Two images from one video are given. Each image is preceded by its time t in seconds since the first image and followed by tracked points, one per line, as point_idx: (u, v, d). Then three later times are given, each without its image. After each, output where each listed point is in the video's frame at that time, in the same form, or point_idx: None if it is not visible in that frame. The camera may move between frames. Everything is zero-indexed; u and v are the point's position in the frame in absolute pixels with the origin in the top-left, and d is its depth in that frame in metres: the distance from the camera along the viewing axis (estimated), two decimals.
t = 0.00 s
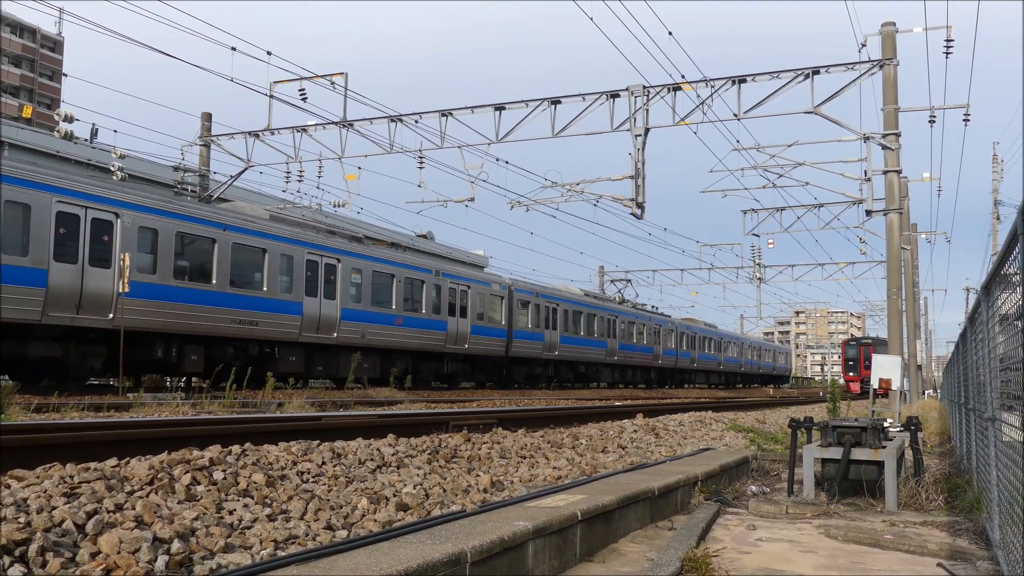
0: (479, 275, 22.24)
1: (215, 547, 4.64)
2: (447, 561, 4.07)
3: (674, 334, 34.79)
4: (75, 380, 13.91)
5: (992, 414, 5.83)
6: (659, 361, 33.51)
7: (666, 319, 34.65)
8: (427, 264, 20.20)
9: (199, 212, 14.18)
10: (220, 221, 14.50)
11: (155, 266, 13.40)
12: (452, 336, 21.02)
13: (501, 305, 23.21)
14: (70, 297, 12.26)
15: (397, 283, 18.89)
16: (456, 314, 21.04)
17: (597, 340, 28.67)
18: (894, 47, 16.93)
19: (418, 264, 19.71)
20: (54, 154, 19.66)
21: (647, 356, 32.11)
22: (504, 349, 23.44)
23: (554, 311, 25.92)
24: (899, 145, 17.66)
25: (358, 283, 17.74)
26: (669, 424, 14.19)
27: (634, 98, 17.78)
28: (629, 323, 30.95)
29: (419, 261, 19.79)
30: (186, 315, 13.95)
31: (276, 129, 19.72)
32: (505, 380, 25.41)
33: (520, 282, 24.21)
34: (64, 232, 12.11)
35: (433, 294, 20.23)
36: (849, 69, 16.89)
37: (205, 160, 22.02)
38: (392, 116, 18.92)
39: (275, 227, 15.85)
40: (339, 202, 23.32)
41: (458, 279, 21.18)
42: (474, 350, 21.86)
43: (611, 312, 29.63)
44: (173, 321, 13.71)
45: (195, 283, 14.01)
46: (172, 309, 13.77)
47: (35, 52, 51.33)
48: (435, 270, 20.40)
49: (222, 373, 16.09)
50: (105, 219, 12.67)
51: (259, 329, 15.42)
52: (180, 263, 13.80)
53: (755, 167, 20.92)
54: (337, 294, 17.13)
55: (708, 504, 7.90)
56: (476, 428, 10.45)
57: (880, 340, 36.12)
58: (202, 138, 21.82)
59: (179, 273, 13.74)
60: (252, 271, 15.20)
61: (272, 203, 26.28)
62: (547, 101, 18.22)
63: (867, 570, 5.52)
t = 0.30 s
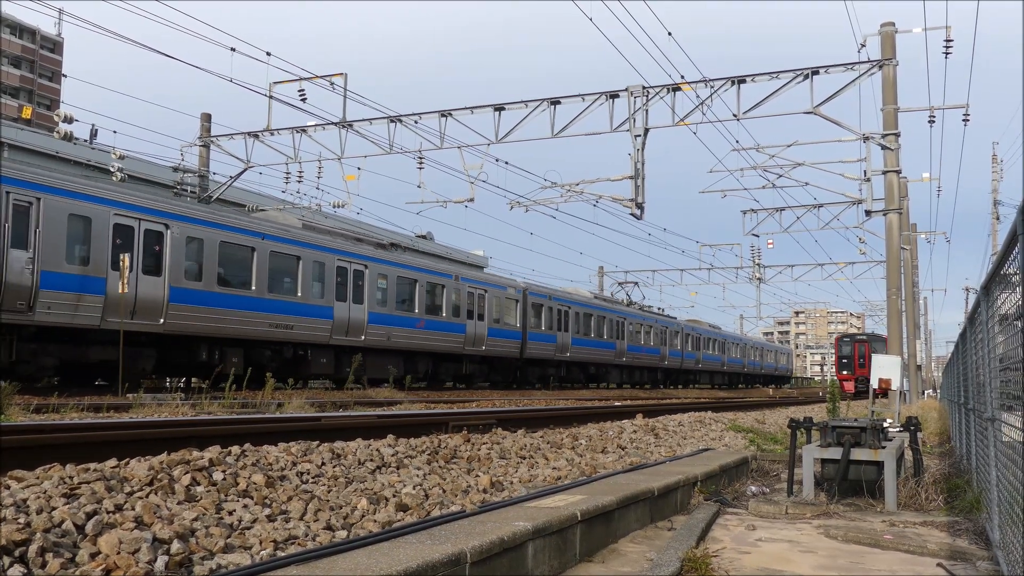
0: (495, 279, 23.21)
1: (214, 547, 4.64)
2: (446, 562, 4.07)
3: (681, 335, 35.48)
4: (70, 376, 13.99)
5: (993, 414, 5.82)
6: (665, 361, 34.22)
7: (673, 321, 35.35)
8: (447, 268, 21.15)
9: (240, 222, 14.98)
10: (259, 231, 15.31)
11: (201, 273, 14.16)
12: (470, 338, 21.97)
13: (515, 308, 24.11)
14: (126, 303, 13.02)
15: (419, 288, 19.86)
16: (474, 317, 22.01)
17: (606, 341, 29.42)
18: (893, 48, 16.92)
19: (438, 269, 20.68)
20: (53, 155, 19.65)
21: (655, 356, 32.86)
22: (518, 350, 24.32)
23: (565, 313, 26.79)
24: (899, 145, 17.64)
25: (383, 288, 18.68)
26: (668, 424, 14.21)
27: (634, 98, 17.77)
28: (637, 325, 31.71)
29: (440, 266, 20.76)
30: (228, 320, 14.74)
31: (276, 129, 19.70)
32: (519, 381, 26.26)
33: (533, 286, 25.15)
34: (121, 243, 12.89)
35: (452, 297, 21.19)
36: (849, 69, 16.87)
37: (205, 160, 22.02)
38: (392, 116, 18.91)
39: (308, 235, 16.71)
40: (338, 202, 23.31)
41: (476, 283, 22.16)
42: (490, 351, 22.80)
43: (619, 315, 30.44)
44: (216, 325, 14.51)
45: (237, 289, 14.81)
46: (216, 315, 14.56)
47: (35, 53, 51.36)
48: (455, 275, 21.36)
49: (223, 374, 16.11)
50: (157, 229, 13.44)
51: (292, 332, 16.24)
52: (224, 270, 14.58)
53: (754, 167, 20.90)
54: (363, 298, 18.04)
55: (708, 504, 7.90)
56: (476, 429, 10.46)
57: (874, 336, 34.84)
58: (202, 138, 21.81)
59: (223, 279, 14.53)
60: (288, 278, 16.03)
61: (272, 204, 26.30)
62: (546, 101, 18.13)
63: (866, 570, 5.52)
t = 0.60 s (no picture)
0: (512, 283, 23.94)
1: (214, 548, 4.64)
2: (446, 562, 4.08)
3: (686, 336, 35.90)
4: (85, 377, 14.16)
5: (992, 416, 5.81)
6: (672, 363, 34.64)
7: (680, 323, 35.75)
8: (466, 273, 21.93)
9: (275, 230, 15.77)
10: (293, 238, 16.10)
11: (241, 279, 14.92)
12: (487, 340, 22.73)
13: (530, 311, 24.84)
14: (174, 306, 13.73)
15: (440, 292, 20.67)
16: (492, 320, 22.83)
17: (615, 343, 29.92)
18: (894, 48, 16.93)
19: (458, 273, 21.45)
20: (53, 155, 19.65)
21: (663, 358, 33.36)
22: (532, 352, 24.99)
23: (577, 316, 27.35)
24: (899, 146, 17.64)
25: (408, 293, 19.44)
26: (669, 425, 14.21)
27: (634, 99, 17.77)
28: (645, 327, 32.17)
29: (459, 271, 21.54)
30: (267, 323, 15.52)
31: (276, 129, 19.69)
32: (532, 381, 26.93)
33: (548, 290, 25.82)
34: (169, 251, 13.67)
35: (470, 300, 21.99)
36: (850, 70, 16.87)
37: (205, 160, 22.00)
38: (392, 117, 18.92)
39: (337, 242, 17.51)
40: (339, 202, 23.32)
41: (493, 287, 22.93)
42: (507, 353, 23.60)
43: (628, 317, 30.97)
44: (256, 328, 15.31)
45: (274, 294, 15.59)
46: (255, 318, 15.33)
47: (35, 52, 51.34)
48: (473, 279, 22.13)
49: (222, 373, 16.11)
50: (201, 238, 14.23)
51: (325, 335, 17.02)
52: (262, 276, 15.37)
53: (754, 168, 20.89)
54: (389, 302, 18.79)
55: (707, 505, 7.88)
56: (476, 429, 10.48)
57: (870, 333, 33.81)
58: (202, 138, 21.80)
59: (261, 285, 15.30)
60: (320, 283, 16.81)
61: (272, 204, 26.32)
62: (547, 102, 18.15)
63: (866, 571, 5.52)
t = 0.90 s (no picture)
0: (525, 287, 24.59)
1: (213, 548, 4.64)
2: (447, 562, 4.08)
3: (692, 338, 36.22)
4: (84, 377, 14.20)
5: (992, 416, 5.80)
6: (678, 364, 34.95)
7: (686, 324, 36.07)
8: (481, 277, 22.63)
9: (305, 238, 16.54)
10: (322, 246, 16.88)
11: (275, 285, 15.78)
12: (501, 342, 23.36)
13: (542, 314, 25.45)
14: (214, 312, 14.52)
15: (457, 296, 21.39)
16: (507, 323, 23.51)
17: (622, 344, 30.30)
18: (894, 49, 16.93)
19: (474, 277, 22.16)
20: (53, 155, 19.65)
21: (668, 359, 33.72)
22: (543, 354, 25.56)
23: (586, 318, 27.84)
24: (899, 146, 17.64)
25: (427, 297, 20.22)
26: (668, 425, 14.21)
27: (634, 99, 17.78)
28: (652, 328, 32.53)
29: (475, 275, 22.24)
30: (299, 326, 16.31)
31: (275, 130, 19.68)
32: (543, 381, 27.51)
33: (560, 293, 26.40)
34: (210, 258, 14.41)
35: (486, 303, 22.68)
36: (849, 70, 16.87)
37: (205, 160, 22.00)
38: (392, 117, 18.93)
39: (362, 249, 18.30)
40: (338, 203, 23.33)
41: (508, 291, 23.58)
42: (521, 355, 24.28)
43: (635, 319, 31.40)
44: (290, 332, 16.11)
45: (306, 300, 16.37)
46: (287, 322, 16.14)
47: (35, 53, 51.35)
48: (488, 283, 22.81)
49: (221, 374, 16.15)
50: (238, 246, 15.01)
51: (351, 338, 17.84)
52: (294, 282, 16.17)
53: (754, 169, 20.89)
54: (410, 306, 19.55)
55: (707, 505, 7.88)
56: (476, 429, 10.50)
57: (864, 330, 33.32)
58: (202, 139, 21.79)
59: (293, 290, 16.10)
60: (346, 288, 17.61)
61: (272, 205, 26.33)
62: (546, 102, 18.17)
63: (866, 571, 5.52)
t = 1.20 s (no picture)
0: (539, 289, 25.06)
1: (213, 548, 4.64)
2: (446, 562, 4.08)
3: (697, 338, 36.30)
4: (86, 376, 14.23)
5: (992, 416, 5.80)
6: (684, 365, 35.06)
7: (691, 324, 36.20)
8: (496, 280, 23.14)
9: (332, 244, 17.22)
10: (347, 251, 17.55)
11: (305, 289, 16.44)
12: (515, 343, 23.84)
13: (554, 316, 25.84)
14: (249, 316, 15.16)
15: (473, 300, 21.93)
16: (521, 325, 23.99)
17: (629, 345, 30.46)
18: (893, 49, 16.93)
19: (489, 280, 22.67)
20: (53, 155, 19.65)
21: (674, 360, 33.88)
22: (555, 355, 25.94)
23: (595, 319, 28.15)
24: (899, 146, 17.62)
25: (446, 300, 20.79)
26: (668, 425, 14.21)
27: (633, 100, 17.78)
28: (659, 329, 32.69)
29: (491, 278, 22.77)
30: (323, 328, 16.85)
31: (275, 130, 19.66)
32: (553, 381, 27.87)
33: (571, 295, 26.81)
34: (245, 264, 15.07)
35: (501, 305, 23.17)
36: (849, 70, 16.85)
37: (204, 160, 21.98)
38: (392, 117, 18.92)
39: (385, 254, 18.92)
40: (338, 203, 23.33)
41: (522, 294, 24.07)
42: (533, 356, 24.66)
43: (643, 320, 31.60)
44: (320, 334, 16.77)
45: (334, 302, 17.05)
46: (315, 325, 16.75)
47: (34, 53, 51.30)
48: (503, 286, 23.31)
49: (222, 373, 16.10)
50: (271, 253, 15.68)
51: (374, 340, 18.43)
52: (322, 286, 16.83)
53: (754, 169, 20.88)
54: (429, 309, 20.13)
55: (707, 505, 7.87)
56: (475, 430, 10.47)
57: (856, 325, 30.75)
58: (201, 139, 21.77)
59: (322, 294, 16.76)
60: (371, 291, 18.27)
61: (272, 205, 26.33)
62: (546, 102, 18.17)
63: (866, 571, 5.51)
